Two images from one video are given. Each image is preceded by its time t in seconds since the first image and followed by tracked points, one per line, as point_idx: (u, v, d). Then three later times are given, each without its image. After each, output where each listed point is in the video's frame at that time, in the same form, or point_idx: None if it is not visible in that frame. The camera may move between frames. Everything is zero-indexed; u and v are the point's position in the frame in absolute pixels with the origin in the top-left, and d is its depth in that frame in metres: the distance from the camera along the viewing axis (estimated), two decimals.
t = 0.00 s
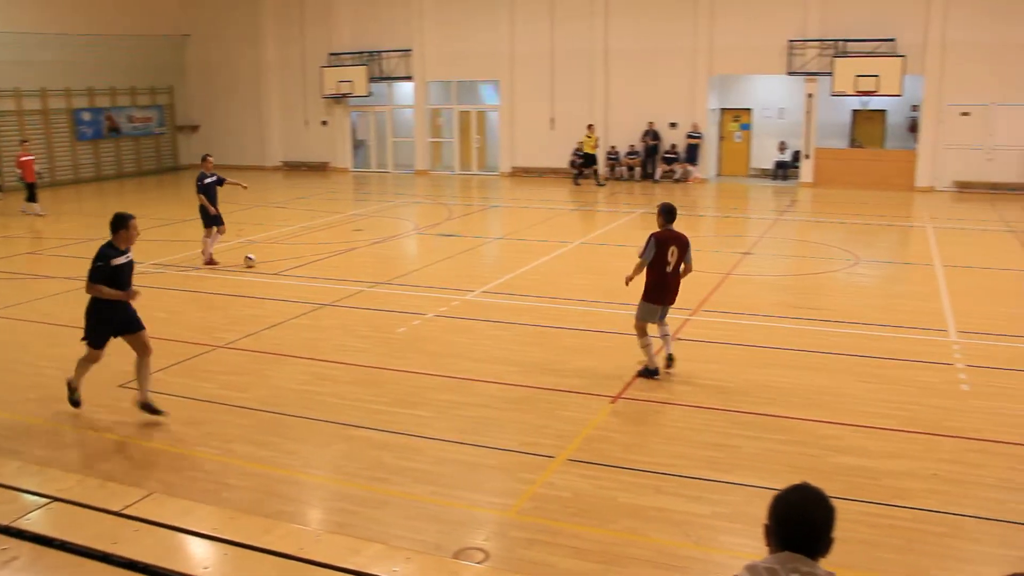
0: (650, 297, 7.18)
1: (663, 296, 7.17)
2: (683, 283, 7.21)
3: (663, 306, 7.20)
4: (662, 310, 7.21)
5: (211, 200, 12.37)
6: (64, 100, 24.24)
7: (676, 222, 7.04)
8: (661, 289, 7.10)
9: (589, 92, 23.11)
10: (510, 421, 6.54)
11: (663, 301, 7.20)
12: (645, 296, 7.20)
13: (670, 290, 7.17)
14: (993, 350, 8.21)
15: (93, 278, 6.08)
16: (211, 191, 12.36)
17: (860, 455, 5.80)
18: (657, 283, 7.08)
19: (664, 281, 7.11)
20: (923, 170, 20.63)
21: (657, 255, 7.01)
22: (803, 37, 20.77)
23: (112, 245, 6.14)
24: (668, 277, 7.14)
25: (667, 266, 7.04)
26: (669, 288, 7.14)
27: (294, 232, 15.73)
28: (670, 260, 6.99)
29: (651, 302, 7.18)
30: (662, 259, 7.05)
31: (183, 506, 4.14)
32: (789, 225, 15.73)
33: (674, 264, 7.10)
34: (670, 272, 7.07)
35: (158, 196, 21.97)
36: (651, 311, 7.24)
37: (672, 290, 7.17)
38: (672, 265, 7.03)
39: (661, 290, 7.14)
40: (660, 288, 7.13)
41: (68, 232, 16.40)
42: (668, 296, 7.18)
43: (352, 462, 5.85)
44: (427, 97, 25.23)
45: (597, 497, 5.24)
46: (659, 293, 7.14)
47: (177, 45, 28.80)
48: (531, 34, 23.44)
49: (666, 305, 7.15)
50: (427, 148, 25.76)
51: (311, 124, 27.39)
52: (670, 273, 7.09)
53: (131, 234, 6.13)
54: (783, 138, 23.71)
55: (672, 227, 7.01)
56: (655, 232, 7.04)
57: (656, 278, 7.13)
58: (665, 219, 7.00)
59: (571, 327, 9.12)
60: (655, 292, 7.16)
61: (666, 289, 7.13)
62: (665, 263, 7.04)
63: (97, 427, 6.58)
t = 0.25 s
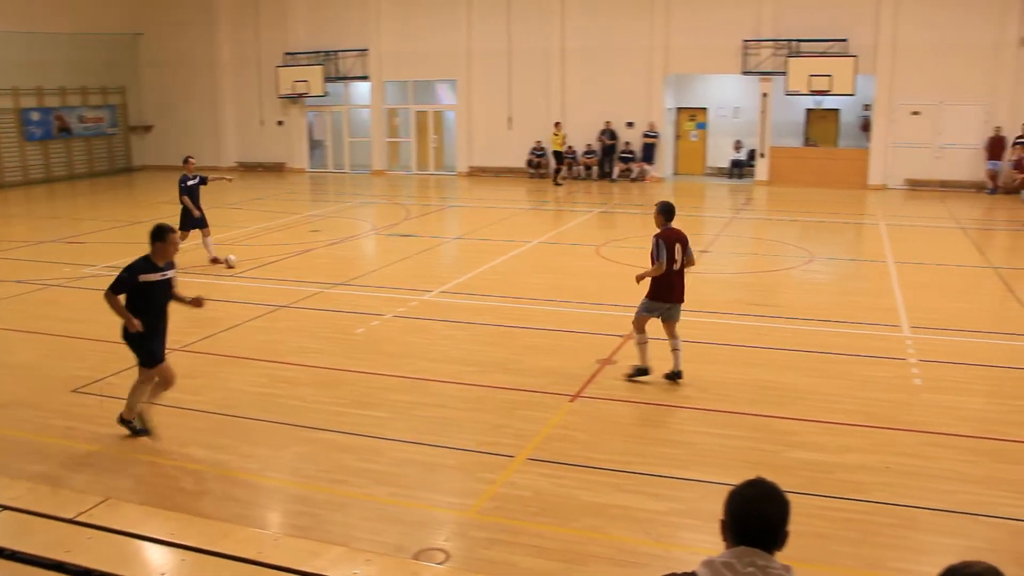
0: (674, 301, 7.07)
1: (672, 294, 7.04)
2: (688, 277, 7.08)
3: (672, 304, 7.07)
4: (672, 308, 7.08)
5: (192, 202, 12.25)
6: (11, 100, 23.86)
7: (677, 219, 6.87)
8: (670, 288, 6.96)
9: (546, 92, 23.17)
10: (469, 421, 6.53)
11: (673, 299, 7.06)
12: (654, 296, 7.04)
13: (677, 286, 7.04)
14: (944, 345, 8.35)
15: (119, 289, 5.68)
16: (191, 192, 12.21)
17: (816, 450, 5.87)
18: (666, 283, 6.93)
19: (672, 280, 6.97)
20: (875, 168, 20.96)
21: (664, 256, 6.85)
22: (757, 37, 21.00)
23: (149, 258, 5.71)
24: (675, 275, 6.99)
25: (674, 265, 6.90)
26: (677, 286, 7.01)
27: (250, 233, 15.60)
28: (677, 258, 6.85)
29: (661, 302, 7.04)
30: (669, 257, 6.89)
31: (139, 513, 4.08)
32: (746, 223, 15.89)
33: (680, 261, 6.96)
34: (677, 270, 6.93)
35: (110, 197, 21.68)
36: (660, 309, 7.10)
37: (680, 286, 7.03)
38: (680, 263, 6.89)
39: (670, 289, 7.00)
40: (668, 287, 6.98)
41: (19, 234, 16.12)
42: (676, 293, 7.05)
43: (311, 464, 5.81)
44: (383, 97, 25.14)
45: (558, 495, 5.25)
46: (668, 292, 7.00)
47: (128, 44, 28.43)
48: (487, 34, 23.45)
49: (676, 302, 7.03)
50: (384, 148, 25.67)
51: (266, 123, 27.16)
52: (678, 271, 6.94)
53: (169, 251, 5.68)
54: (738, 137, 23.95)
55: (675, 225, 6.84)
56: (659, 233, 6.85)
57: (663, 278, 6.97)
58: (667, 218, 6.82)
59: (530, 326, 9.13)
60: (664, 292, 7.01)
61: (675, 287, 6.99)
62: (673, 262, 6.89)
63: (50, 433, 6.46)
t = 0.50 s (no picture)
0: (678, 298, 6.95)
1: (677, 294, 6.93)
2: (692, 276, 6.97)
3: (678, 304, 6.95)
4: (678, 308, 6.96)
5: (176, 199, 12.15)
6: None
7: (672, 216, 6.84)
8: (671, 286, 6.86)
9: (508, 92, 23.17)
10: (433, 422, 6.52)
11: (678, 299, 6.95)
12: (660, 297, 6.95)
13: (681, 285, 6.93)
14: (901, 340, 8.47)
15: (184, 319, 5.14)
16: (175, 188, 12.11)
17: (778, 446, 5.93)
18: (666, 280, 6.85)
19: (673, 277, 6.88)
20: (834, 167, 21.21)
21: (659, 253, 6.81)
22: (717, 37, 21.16)
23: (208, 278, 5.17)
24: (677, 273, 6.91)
25: (671, 262, 6.83)
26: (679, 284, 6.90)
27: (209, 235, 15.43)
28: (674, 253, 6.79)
29: (667, 301, 6.93)
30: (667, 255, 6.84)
31: (99, 519, 4.02)
32: (706, 221, 16.01)
33: (681, 260, 6.88)
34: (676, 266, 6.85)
35: (67, 199, 21.32)
36: (667, 310, 6.99)
37: (683, 285, 6.93)
38: (677, 259, 6.81)
39: (672, 287, 6.90)
40: (670, 285, 6.89)
41: None
42: (681, 292, 6.94)
43: (274, 467, 5.77)
44: (344, 96, 24.99)
45: (523, 495, 5.26)
46: (671, 291, 6.91)
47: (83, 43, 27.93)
48: (449, 33, 23.40)
49: (680, 301, 6.90)
50: (345, 148, 25.52)
51: (226, 124, 26.89)
52: (676, 268, 6.86)
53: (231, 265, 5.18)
54: (699, 136, 24.13)
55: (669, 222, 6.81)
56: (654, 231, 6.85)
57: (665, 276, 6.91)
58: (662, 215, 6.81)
59: (493, 326, 9.13)
60: (668, 291, 6.92)
61: (678, 286, 6.89)
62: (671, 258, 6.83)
63: (5, 440, 6.34)
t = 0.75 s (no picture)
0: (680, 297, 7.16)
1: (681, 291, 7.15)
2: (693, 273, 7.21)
3: (683, 300, 7.18)
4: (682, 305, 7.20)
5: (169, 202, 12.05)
6: None
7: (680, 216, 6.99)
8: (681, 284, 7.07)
9: (475, 91, 23.17)
10: (402, 422, 6.50)
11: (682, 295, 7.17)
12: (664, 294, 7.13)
13: (685, 282, 7.16)
14: (865, 337, 8.57)
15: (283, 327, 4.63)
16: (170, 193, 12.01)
17: (745, 442, 5.97)
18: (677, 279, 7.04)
19: (680, 275, 7.09)
20: (799, 165, 21.41)
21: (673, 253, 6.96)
22: (683, 37, 21.29)
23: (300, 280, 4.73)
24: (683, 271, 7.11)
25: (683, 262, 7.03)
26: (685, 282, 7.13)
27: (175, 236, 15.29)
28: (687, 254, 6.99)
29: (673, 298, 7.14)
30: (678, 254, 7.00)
31: (64, 525, 3.97)
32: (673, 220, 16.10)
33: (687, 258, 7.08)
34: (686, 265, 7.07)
35: (28, 200, 21.02)
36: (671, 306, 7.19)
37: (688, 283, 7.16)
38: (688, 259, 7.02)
39: (679, 285, 7.12)
40: (678, 283, 7.10)
41: None
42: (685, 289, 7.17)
43: (242, 470, 5.73)
44: (310, 96, 24.85)
45: (492, 494, 5.26)
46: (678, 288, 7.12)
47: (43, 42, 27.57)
48: (416, 33, 23.36)
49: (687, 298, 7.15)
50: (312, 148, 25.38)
51: (191, 125, 26.66)
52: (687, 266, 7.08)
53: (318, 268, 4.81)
54: (666, 135, 24.25)
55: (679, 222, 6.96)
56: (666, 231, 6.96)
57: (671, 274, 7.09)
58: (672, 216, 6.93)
59: (461, 326, 9.12)
60: (674, 289, 7.12)
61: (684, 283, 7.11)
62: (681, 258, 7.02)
63: None
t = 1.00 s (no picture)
0: (662, 275, 7.51)
1: (661, 268, 7.48)
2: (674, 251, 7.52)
3: (662, 278, 7.51)
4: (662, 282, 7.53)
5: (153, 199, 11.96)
6: None
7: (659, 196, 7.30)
8: (659, 262, 7.40)
9: (435, 91, 23.12)
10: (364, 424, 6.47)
11: (661, 273, 7.50)
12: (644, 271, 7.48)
13: (664, 260, 7.48)
14: (822, 333, 8.68)
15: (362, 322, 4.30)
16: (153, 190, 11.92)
17: (706, 439, 6.02)
18: (655, 258, 7.37)
19: (658, 254, 7.41)
20: (757, 163, 21.60)
21: (650, 232, 7.28)
22: (642, 36, 21.41)
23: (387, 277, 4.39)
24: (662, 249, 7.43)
25: (660, 240, 7.35)
26: (664, 260, 7.45)
27: (132, 238, 15.09)
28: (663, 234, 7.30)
29: (652, 276, 7.47)
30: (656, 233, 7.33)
31: (19, 533, 3.90)
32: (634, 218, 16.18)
33: (666, 237, 7.40)
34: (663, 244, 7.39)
35: None
36: (652, 283, 7.54)
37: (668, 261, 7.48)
38: (665, 238, 7.34)
39: (658, 263, 7.44)
40: (656, 261, 7.43)
41: None
42: (664, 267, 7.49)
43: (202, 474, 5.67)
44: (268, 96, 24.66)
45: (455, 495, 5.25)
46: (656, 266, 7.45)
47: None
48: (375, 33, 23.27)
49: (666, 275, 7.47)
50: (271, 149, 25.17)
51: (147, 125, 26.33)
52: (664, 245, 7.39)
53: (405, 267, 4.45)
54: (626, 134, 24.38)
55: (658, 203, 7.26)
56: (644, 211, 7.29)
57: (650, 253, 7.42)
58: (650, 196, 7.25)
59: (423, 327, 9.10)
60: (653, 267, 7.46)
61: (663, 261, 7.44)
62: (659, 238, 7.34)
63: None
